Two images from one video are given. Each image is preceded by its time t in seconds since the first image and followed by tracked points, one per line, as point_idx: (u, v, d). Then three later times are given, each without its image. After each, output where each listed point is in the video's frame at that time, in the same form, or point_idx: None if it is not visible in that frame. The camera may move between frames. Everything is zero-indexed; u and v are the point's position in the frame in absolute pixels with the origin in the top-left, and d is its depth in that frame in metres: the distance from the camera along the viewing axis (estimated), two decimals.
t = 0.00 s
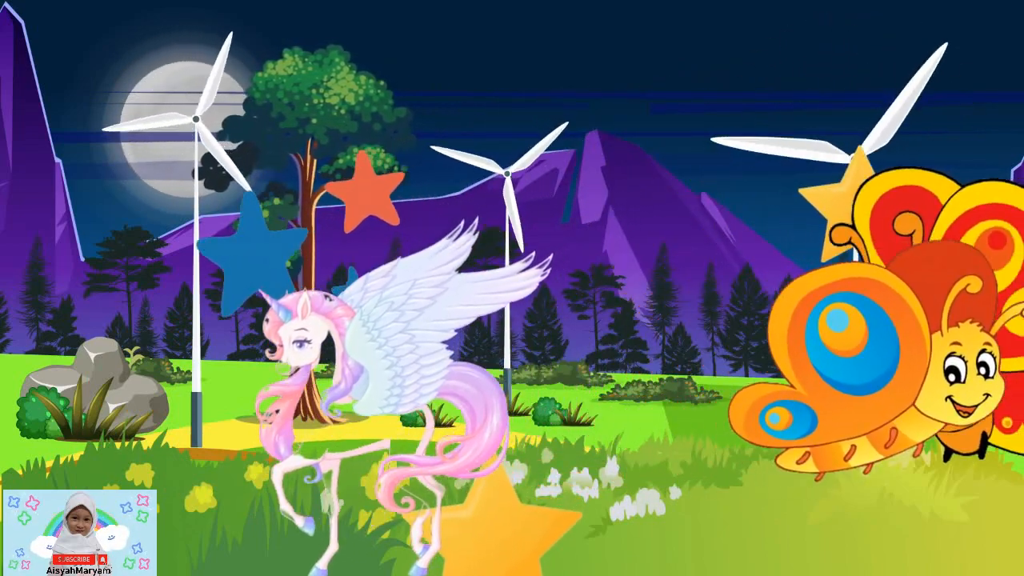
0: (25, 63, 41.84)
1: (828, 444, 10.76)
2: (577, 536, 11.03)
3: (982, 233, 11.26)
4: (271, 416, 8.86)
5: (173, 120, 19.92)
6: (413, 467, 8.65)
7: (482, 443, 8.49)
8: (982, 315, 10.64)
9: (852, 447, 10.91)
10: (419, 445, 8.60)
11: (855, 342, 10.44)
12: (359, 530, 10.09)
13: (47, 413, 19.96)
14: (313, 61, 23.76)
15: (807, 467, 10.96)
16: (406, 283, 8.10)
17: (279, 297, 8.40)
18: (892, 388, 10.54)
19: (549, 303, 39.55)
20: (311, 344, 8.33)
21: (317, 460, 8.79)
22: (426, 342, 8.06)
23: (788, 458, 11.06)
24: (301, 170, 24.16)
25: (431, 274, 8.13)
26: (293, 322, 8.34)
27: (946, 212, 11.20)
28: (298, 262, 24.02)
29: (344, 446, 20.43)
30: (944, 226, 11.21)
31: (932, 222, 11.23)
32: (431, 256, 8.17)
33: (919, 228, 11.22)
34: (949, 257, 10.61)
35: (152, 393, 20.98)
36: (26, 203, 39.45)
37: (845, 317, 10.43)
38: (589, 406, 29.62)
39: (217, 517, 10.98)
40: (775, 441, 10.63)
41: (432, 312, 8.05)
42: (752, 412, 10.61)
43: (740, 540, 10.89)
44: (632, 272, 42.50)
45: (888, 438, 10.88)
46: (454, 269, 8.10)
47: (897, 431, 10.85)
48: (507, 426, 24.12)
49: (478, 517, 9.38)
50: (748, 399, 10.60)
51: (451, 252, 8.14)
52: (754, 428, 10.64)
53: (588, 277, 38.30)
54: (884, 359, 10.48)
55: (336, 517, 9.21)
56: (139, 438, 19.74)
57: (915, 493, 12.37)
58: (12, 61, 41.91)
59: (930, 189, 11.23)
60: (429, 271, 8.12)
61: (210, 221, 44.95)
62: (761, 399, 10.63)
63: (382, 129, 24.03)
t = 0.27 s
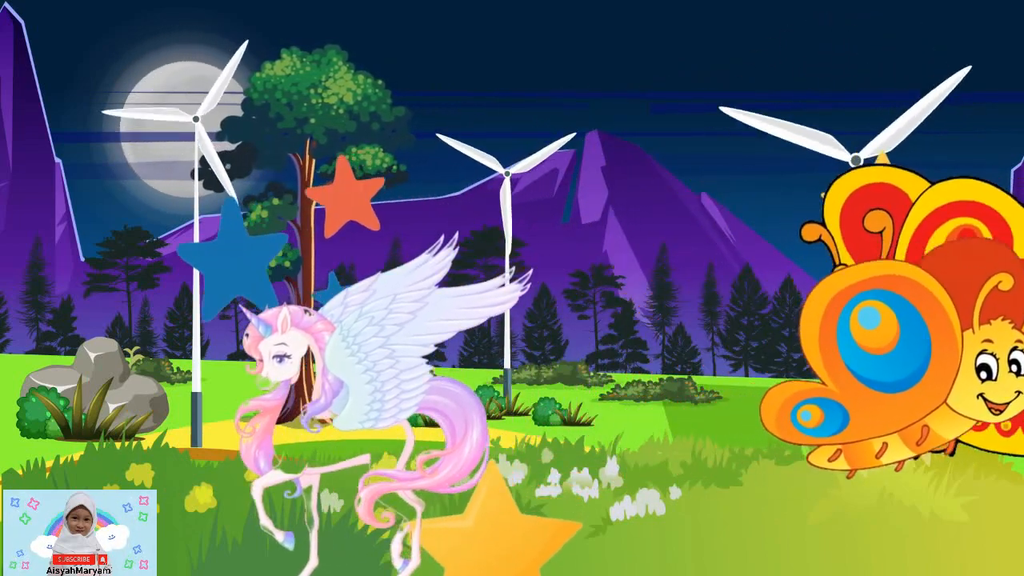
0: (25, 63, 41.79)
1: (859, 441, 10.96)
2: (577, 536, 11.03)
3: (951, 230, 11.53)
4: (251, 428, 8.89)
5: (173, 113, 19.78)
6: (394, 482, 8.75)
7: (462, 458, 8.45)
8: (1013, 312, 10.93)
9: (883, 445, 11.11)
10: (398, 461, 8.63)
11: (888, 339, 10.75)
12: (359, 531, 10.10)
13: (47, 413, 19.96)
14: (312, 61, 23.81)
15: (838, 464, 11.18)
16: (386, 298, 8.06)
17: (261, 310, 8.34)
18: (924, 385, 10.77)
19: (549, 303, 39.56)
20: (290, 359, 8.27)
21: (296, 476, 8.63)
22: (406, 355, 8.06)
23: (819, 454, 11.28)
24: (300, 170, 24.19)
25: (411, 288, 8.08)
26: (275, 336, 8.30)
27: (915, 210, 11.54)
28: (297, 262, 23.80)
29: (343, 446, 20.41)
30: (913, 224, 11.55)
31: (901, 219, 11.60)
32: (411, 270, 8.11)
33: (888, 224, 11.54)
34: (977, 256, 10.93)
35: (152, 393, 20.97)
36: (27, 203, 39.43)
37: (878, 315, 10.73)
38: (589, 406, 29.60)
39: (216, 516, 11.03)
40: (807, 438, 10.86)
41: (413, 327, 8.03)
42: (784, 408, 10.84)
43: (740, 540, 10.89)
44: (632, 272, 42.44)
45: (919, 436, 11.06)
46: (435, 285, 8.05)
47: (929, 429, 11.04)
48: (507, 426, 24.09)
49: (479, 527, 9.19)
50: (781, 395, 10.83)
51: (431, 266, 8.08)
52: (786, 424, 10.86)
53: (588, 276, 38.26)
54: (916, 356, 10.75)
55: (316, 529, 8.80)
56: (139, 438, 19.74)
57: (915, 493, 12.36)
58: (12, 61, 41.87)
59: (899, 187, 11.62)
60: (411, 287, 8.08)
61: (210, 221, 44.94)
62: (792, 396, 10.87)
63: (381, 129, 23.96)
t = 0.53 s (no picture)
0: (25, 63, 41.68)
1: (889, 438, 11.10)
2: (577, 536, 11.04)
3: (920, 227, 11.26)
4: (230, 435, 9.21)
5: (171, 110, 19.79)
6: (374, 487, 9.21)
7: (442, 463, 8.94)
8: None
9: (914, 443, 11.26)
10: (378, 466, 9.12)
11: (919, 337, 10.83)
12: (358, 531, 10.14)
13: (47, 413, 19.96)
14: (309, 61, 23.68)
15: (870, 462, 11.38)
16: (365, 304, 8.48)
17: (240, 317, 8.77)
18: (956, 382, 10.81)
19: (549, 303, 39.55)
20: (269, 363, 8.67)
21: (275, 482, 8.79)
22: (384, 359, 8.48)
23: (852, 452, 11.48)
24: (298, 170, 24.21)
25: (390, 295, 8.50)
26: (254, 341, 8.71)
27: (886, 207, 11.35)
28: (297, 261, 23.58)
29: (343, 446, 20.43)
30: (883, 221, 11.35)
31: (871, 219, 11.42)
32: (390, 277, 8.52)
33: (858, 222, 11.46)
34: (1009, 252, 10.91)
35: (152, 393, 20.96)
36: (27, 203, 39.36)
37: (908, 312, 10.83)
38: (589, 406, 29.61)
39: (216, 516, 11.05)
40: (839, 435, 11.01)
41: (391, 332, 8.45)
42: (817, 404, 11.02)
43: (739, 539, 10.90)
44: (632, 272, 42.40)
45: (950, 434, 11.11)
46: (412, 292, 8.46)
47: (960, 426, 11.06)
48: (507, 426, 24.10)
49: (478, 539, 9.31)
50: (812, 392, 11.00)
51: (410, 273, 8.49)
52: (817, 420, 11.04)
53: (587, 275, 38.22)
54: (946, 354, 10.81)
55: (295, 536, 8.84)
56: (139, 439, 19.75)
57: (915, 493, 12.37)
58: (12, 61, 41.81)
59: (872, 185, 11.43)
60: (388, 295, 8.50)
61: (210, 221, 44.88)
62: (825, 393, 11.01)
63: (379, 128, 23.97)
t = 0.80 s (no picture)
0: (25, 62, 41.55)
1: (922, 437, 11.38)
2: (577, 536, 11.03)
3: (888, 225, 11.47)
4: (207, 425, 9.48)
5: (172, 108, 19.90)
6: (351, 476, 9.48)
7: (419, 452, 9.21)
8: None
9: (947, 440, 11.62)
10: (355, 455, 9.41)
11: (951, 335, 11.17)
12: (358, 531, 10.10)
13: (47, 413, 19.98)
14: (307, 61, 23.62)
15: (901, 460, 11.72)
16: (342, 293, 8.77)
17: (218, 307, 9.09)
18: (988, 380, 11.17)
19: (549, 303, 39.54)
20: (246, 352, 9.01)
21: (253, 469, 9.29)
22: (362, 348, 8.77)
23: (882, 450, 11.81)
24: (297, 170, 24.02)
25: (368, 284, 8.80)
26: (231, 330, 9.03)
27: (857, 202, 11.54)
28: (296, 262, 23.55)
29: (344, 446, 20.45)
30: (853, 218, 11.52)
31: (840, 216, 11.55)
32: (367, 267, 8.84)
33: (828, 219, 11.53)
34: None
35: (152, 393, 20.93)
36: (27, 203, 39.30)
37: (940, 310, 11.19)
38: (589, 406, 29.61)
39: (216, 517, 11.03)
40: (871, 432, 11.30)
41: (368, 321, 8.74)
42: (849, 400, 11.34)
43: (739, 539, 10.91)
44: (633, 272, 42.39)
45: (982, 431, 11.46)
46: (388, 281, 8.77)
47: (992, 423, 11.40)
48: (507, 426, 24.11)
49: (479, 548, 9.31)
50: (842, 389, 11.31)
51: (386, 263, 8.81)
52: (850, 417, 11.36)
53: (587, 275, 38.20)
54: (979, 352, 11.16)
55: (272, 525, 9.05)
56: (139, 438, 19.77)
57: (915, 493, 12.36)
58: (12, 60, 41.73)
59: (839, 182, 11.61)
60: (365, 284, 8.80)
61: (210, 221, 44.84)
62: (856, 391, 11.34)
63: (377, 127, 24.03)
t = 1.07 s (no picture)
0: (25, 62, 41.43)
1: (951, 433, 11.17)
2: (577, 536, 11.03)
3: (857, 224, 10.92)
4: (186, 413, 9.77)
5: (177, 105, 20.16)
6: (329, 464, 9.62)
7: (396, 442, 9.36)
8: None
9: (977, 438, 11.47)
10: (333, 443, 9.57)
11: (983, 331, 10.80)
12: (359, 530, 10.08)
13: (47, 413, 19.98)
14: (304, 61, 23.58)
15: (931, 456, 11.56)
16: (320, 282, 9.00)
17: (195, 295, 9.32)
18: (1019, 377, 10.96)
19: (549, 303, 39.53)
20: (223, 340, 9.24)
21: (230, 458, 9.76)
22: (339, 337, 8.99)
23: (913, 446, 11.58)
24: (295, 170, 23.98)
25: (345, 273, 9.02)
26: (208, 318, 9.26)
27: (825, 202, 10.91)
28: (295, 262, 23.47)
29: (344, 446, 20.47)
30: (822, 215, 10.91)
31: (810, 213, 10.94)
32: (344, 256, 9.05)
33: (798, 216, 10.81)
34: None
35: (152, 393, 20.84)
36: (27, 203, 39.23)
37: (971, 308, 10.79)
38: (589, 406, 29.61)
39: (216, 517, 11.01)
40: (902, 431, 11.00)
41: (345, 310, 8.97)
42: (878, 401, 11.00)
43: (739, 539, 10.91)
44: (633, 272, 42.44)
45: (1013, 428, 11.28)
46: (365, 270, 8.99)
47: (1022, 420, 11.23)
48: (507, 426, 24.11)
49: (479, 558, 9.26)
50: (868, 393, 10.98)
51: (363, 252, 9.03)
52: (881, 416, 11.01)
53: (587, 275, 38.18)
54: (1010, 349, 10.87)
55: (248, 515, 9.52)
56: (139, 438, 19.78)
57: (915, 493, 12.36)
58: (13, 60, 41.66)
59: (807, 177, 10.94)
60: (343, 273, 9.02)
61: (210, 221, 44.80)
62: (886, 389, 11.00)
63: (375, 126, 24.06)
